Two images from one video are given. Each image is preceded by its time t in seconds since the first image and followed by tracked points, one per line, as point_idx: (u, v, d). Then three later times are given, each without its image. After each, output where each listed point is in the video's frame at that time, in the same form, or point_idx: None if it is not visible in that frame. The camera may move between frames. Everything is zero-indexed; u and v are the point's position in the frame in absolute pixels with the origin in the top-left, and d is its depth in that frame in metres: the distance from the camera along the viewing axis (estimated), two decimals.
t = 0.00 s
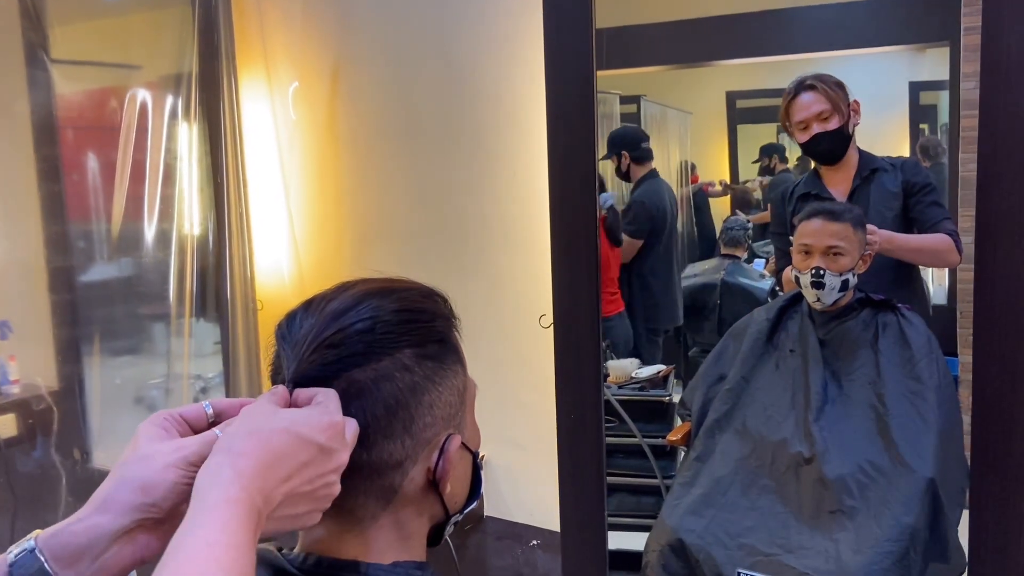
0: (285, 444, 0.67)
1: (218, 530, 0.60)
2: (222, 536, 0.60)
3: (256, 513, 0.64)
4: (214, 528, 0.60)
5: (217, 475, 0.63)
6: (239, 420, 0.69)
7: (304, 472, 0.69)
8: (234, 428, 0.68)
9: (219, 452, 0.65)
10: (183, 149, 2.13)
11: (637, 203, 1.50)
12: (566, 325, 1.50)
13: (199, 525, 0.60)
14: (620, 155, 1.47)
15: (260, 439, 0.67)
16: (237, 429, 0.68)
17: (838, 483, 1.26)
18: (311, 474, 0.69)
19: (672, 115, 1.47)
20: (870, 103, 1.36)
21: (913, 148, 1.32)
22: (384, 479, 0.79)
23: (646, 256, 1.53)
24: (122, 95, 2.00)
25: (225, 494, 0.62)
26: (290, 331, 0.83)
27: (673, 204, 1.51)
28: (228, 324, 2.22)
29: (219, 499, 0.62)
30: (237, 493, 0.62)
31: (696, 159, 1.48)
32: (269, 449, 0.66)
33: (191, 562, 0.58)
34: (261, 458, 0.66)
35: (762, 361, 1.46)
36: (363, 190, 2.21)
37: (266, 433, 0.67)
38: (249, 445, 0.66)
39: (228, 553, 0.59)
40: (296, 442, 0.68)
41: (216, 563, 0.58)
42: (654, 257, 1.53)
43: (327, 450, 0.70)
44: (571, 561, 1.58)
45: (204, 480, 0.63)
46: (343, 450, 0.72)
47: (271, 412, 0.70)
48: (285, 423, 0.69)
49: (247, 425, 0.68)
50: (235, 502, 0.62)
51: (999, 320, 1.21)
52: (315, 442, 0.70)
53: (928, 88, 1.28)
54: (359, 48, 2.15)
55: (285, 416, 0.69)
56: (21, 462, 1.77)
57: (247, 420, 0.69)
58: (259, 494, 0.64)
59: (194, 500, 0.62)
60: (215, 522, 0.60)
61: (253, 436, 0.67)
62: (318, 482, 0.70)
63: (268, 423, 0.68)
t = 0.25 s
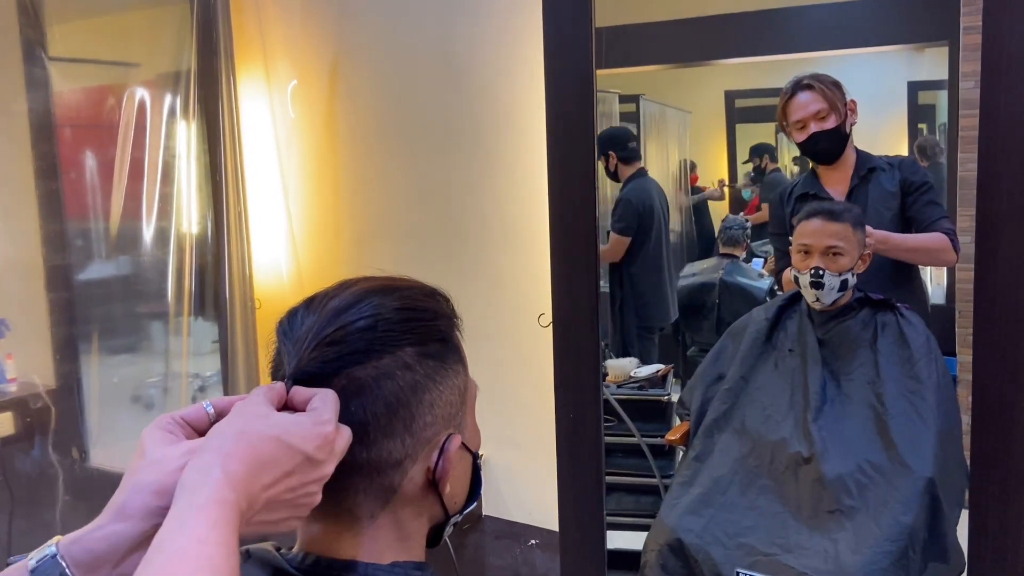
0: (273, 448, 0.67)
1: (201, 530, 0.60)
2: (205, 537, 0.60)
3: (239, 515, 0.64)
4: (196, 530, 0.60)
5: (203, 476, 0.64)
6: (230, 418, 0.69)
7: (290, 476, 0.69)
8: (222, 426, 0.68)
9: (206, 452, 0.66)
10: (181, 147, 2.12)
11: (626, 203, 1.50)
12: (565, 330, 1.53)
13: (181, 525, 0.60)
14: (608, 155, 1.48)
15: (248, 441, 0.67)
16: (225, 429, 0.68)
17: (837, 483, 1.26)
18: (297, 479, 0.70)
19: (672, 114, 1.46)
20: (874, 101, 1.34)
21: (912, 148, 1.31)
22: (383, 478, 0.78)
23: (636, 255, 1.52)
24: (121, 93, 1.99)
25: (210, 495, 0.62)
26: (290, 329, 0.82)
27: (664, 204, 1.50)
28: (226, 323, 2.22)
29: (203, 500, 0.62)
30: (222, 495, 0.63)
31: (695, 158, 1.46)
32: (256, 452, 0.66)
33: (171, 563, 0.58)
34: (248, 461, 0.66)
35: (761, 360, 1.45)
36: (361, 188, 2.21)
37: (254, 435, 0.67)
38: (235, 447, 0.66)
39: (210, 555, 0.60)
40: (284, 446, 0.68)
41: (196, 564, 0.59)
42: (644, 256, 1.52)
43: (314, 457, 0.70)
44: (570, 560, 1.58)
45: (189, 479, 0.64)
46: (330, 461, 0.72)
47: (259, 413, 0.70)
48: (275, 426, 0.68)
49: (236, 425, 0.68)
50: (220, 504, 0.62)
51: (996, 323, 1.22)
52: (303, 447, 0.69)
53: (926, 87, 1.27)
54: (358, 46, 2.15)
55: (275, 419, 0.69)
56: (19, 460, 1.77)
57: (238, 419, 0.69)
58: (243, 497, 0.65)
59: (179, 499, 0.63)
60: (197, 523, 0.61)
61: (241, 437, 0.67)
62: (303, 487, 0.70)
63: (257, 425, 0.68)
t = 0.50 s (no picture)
0: (272, 442, 0.67)
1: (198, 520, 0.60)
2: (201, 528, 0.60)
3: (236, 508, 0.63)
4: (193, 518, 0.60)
5: (203, 465, 0.63)
6: (231, 408, 0.69)
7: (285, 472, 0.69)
8: (224, 416, 0.68)
9: (206, 441, 0.65)
10: (180, 145, 2.11)
11: (613, 203, 1.49)
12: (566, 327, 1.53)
13: (179, 516, 0.60)
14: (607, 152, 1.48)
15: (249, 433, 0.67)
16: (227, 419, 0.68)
17: (835, 482, 1.26)
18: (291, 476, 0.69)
19: (671, 113, 1.45)
20: (874, 100, 1.33)
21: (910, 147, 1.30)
22: (383, 476, 0.78)
23: (622, 252, 1.51)
24: (119, 91, 1.99)
25: (208, 486, 0.62)
26: (292, 326, 0.82)
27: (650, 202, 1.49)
28: (225, 322, 2.21)
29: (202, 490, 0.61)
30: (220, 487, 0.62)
31: (695, 157, 1.45)
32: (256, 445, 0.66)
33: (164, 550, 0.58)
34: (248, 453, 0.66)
35: (760, 360, 1.45)
36: (360, 187, 2.21)
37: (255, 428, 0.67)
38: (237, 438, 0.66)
39: (206, 546, 0.59)
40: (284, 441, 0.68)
41: (191, 555, 0.58)
42: (631, 254, 1.51)
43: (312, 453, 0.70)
44: (569, 558, 1.58)
45: (189, 467, 0.63)
46: (325, 457, 0.72)
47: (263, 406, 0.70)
48: (274, 420, 0.68)
49: (238, 416, 0.68)
50: (218, 495, 0.62)
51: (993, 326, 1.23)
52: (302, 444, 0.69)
53: (926, 87, 1.26)
54: (358, 44, 2.14)
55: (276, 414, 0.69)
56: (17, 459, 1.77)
57: (238, 409, 0.69)
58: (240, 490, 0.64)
59: (176, 489, 0.62)
60: (195, 512, 0.60)
61: (242, 429, 0.67)
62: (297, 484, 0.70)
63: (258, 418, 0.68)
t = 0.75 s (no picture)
0: (284, 425, 0.67)
1: (208, 506, 0.60)
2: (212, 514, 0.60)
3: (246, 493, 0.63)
4: (204, 504, 0.60)
5: (213, 449, 0.63)
6: (240, 392, 0.69)
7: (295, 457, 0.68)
8: (234, 400, 0.68)
9: (216, 424, 0.65)
10: (179, 143, 2.11)
11: (608, 199, 1.49)
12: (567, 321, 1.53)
13: (192, 500, 0.60)
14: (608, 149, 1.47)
15: (260, 417, 0.66)
16: (237, 403, 0.68)
17: (834, 481, 1.26)
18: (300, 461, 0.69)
19: (670, 112, 1.46)
20: (873, 100, 1.33)
21: (908, 147, 1.31)
22: (386, 472, 0.78)
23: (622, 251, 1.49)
24: (118, 88, 1.98)
25: (221, 469, 0.62)
26: (293, 325, 0.82)
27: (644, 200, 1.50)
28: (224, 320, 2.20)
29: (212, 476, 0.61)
30: (231, 470, 0.62)
31: (694, 156, 1.46)
32: (266, 429, 0.66)
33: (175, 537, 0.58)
34: (258, 437, 0.65)
35: (759, 359, 1.45)
36: (360, 185, 2.20)
37: (265, 412, 0.67)
38: (247, 422, 0.66)
39: (217, 533, 0.59)
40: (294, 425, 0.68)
41: (203, 541, 0.58)
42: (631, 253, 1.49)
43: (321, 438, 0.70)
44: (568, 557, 1.59)
45: (199, 451, 0.63)
46: (331, 444, 0.71)
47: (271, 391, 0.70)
48: (285, 404, 0.68)
49: (248, 399, 0.68)
50: (232, 478, 0.62)
51: (994, 320, 1.22)
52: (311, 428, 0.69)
53: (926, 86, 1.26)
54: (357, 43, 2.14)
55: (285, 398, 0.69)
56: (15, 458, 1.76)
57: (246, 393, 0.69)
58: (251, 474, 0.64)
59: (188, 471, 0.62)
60: (205, 498, 0.60)
61: (253, 413, 0.67)
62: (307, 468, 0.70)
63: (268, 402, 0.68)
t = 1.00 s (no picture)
0: (306, 400, 0.66)
1: (239, 483, 0.59)
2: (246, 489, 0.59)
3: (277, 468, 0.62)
4: (235, 481, 0.59)
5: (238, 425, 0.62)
6: (252, 371, 0.68)
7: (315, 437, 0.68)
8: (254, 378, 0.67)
9: (238, 403, 0.64)
10: (178, 142, 2.10)
11: (607, 197, 1.51)
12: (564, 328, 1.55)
13: (226, 477, 0.59)
14: (609, 146, 1.49)
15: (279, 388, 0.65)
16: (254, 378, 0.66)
17: (834, 481, 1.26)
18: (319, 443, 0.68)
19: (670, 111, 1.46)
20: (874, 100, 1.32)
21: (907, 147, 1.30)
22: (384, 474, 0.78)
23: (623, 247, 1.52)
24: (118, 87, 1.98)
25: (252, 445, 0.61)
26: (288, 321, 0.82)
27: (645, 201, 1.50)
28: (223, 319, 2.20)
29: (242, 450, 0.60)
30: (263, 445, 0.61)
31: (693, 155, 1.45)
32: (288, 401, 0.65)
33: (210, 516, 0.57)
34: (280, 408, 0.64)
35: (758, 358, 1.45)
36: (360, 184, 2.20)
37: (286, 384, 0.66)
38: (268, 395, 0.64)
39: (256, 509, 0.58)
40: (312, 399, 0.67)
41: (239, 518, 0.57)
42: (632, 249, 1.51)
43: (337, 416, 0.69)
44: (567, 556, 1.59)
45: (225, 429, 0.62)
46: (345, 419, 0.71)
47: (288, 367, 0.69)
48: (305, 380, 0.67)
49: (265, 375, 0.66)
50: (262, 454, 0.61)
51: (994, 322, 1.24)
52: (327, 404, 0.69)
53: (925, 85, 1.26)
54: (357, 41, 2.14)
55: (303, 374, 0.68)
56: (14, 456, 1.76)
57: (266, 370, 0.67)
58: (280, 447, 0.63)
59: (218, 449, 0.61)
60: (237, 475, 0.59)
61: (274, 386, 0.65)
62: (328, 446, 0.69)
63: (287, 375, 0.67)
